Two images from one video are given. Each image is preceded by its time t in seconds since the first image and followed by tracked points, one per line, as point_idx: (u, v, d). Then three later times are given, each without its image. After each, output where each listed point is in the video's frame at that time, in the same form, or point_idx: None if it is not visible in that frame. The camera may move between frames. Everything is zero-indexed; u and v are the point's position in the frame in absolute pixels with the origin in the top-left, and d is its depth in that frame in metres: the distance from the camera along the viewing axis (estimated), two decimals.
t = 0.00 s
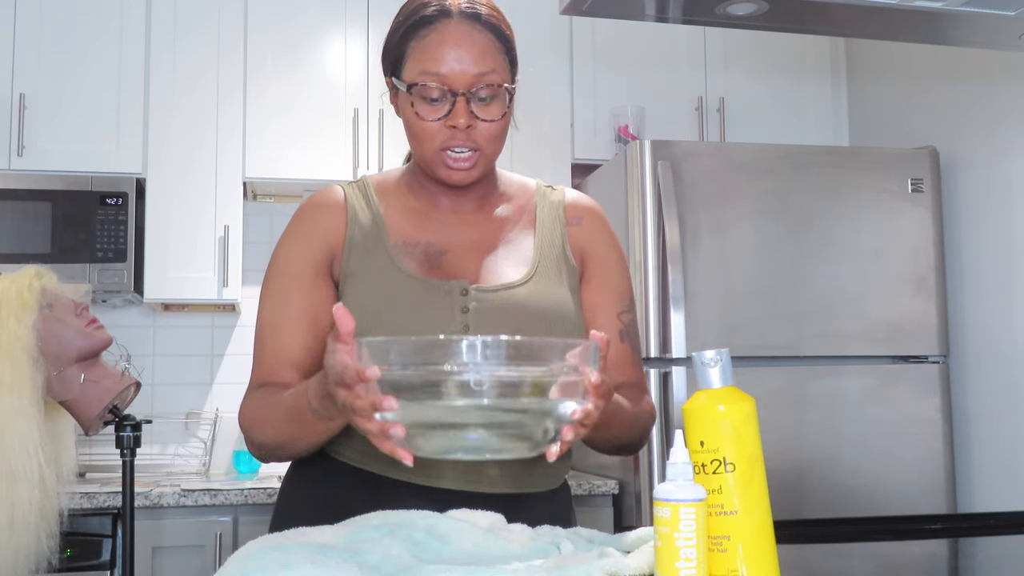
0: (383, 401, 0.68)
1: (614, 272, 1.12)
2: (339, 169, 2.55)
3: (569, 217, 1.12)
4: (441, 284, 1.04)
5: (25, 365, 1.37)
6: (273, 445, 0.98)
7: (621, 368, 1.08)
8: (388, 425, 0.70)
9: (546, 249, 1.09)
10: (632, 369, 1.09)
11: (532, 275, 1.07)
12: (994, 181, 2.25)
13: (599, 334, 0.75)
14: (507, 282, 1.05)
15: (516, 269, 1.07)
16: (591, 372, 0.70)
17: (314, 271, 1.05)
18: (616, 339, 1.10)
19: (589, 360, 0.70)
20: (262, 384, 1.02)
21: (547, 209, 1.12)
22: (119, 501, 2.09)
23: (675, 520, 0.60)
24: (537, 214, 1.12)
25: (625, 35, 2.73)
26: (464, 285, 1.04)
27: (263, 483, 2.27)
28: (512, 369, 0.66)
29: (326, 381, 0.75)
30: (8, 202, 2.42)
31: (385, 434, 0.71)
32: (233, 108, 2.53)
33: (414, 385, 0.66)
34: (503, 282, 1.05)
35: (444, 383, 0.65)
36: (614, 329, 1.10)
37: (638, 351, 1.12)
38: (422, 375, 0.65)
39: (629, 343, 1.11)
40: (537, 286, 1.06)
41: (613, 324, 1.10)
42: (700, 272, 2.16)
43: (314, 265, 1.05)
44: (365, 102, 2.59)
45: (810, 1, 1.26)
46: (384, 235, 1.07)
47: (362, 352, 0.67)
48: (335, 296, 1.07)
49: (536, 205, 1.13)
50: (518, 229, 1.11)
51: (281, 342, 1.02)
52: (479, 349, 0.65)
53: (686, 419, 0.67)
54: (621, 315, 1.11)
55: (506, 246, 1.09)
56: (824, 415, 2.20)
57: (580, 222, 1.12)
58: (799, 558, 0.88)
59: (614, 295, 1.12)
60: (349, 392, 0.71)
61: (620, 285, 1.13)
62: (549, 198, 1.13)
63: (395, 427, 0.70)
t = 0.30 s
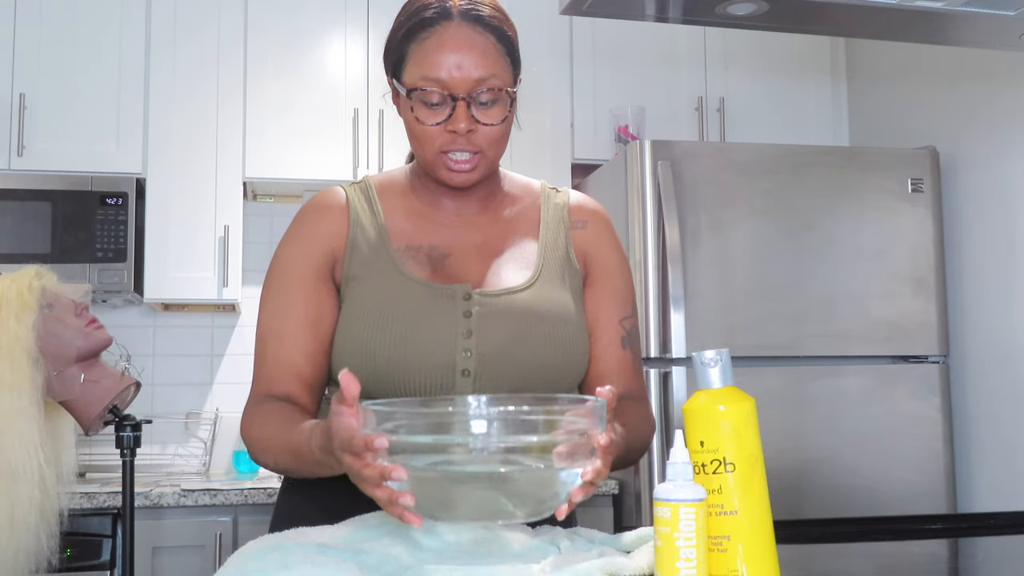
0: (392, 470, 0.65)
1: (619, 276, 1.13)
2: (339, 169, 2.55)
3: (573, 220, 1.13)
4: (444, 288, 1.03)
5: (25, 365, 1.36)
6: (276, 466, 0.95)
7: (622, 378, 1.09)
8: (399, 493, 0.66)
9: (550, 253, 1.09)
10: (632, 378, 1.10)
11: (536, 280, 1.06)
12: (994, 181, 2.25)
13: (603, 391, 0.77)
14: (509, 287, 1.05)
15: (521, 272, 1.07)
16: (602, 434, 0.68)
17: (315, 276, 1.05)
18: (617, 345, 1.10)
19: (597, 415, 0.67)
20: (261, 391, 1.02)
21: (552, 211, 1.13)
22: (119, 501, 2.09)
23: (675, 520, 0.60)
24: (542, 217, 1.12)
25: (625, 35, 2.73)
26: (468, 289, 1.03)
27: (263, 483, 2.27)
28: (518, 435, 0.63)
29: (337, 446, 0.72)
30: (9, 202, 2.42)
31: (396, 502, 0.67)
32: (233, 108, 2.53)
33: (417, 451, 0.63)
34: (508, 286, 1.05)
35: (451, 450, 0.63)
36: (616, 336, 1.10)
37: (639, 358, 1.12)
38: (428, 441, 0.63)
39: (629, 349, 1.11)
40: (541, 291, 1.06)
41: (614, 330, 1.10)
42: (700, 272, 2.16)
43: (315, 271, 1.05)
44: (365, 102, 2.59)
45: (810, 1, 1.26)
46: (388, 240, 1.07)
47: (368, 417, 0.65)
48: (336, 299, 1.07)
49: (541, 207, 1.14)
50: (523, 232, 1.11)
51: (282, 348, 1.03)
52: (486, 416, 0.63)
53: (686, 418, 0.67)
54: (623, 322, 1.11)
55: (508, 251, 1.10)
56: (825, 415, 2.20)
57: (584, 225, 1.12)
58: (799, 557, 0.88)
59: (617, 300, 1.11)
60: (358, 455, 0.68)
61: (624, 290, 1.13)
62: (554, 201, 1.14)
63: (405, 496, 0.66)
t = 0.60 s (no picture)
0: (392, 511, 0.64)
1: (623, 280, 1.13)
2: (339, 169, 2.55)
3: (577, 223, 1.12)
4: (446, 292, 1.03)
5: (25, 365, 1.34)
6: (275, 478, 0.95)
7: (623, 383, 1.10)
8: (398, 533, 0.65)
9: (553, 257, 1.09)
10: (633, 384, 1.10)
11: (539, 283, 1.06)
12: (994, 181, 2.25)
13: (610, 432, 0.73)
14: (511, 291, 1.04)
15: (523, 276, 1.07)
16: (603, 477, 0.67)
17: (316, 279, 1.05)
18: (617, 350, 1.10)
19: (596, 456, 0.65)
20: (261, 394, 1.02)
21: (556, 213, 1.13)
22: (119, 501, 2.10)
23: (675, 520, 0.60)
24: (546, 220, 1.12)
25: (625, 35, 2.73)
26: (470, 293, 1.03)
27: (263, 483, 2.27)
28: (521, 482, 0.62)
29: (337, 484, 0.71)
30: (9, 202, 2.42)
31: (395, 543, 0.65)
32: (233, 109, 2.53)
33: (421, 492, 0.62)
34: (511, 290, 1.05)
35: (454, 494, 0.61)
36: (617, 342, 1.11)
37: (640, 362, 1.12)
38: (432, 483, 0.61)
39: (630, 354, 1.11)
40: (543, 294, 1.06)
41: (616, 334, 1.11)
42: (700, 272, 2.16)
43: (316, 274, 1.05)
44: (365, 102, 2.59)
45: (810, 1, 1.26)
46: (390, 242, 1.07)
47: (368, 456, 0.65)
48: (337, 301, 1.07)
49: (544, 209, 1.14)
50: (526, 234, 1.11)
51: (282, 352, 1.03)
52: (488, 462, 0.62)
53: (686, 419, 0.67)
54: (625, 326, 1.11)
55: (509, 254, 1.10)
56: (825, 416, 2.20)
57: (588, 227, 1.12)
58: (800, 557, 0.88)
59: (619, 305, 1.12)
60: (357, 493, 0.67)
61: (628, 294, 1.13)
62: (559, 203, 1.14)
63: (404, 537, 0.65)
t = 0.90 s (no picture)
0: (390, 520, 0.64)
1: (623, 281, 1.13)
2: (339, 169, 2.55)
3: (578, 224, 1.12)
4: (447, 295, 1.03)
5: (25, 365, 1.34)
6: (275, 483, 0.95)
7: (623, 385, 1.10)
8: (396, 543, 0.65)
9: (553, 259, 1.09)
10: (632, 386, 1.10)
11: (539, 287, 1.06)
12: (994, 180, 2.25)
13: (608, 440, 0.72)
14: (511, 294, 1.04)
15: (524, 279, 1.07)
16: (602, 484, 0.68)
17: (316, 281, 1.05)
18: (618, 352, 1.11)
19: (596, 467, 0.67)
20: (260, 396, 1.02)
21: (557, 214, 1.13)
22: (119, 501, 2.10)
23: (675, 520, 0.60)
24: (547, 220, 1.12)
25: (625, 35, 2.73)
26: (470, 295, 1.03)
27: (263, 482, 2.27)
28: (521, 486, 0.63)
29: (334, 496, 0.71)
30: (9, 202, 2.42)
31: (393, 552, 0.66)
32: (233, 109, 2.53)
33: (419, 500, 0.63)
34: (511, 292, 1.05)
35: (453, 500, 0.62)
36: (617, 344, 1.11)
37: (640, 363, 1.12)
38: (432, 490, 0.63)
39: (631, 356, 1.11)
40: (544, 297, 1.05)
41: (617, 336, 1.11)
42: (700, 272, 2.16)
43: (315, 275, 1.05)
44: (365, 102, 2.59)
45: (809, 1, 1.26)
46: (390, 244, 1.07)
47: (367, 468, 0.66)
48: (337, 302, 1.07)
49: (545, 210, 1.14)
50: (526, 235, 1.11)
51: (281, 353, 1.03)
52: (488, 468, 0.63)
53: (686, 419, 0.67)
54: (626, 328, 1.12)
55: (509, 255, 1.10)
56: (825, 416, 2.20)
57: (588, 229, 1.12)
58: (800, 557, 0.88)
59: (620, 306, 1.12)
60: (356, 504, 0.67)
61: (628, 296, 1.13)
62: (560, 203, 1.14)
63: (402, 546, 0.65)
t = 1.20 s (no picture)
0: (386, 523, 0.65)
1: (623, 282, 1.13)
2: (339, 170, 2.55)
3: (579, 225, 1.12)
4: (447, 296, 1.03)
5: (25, 365, 1.33)
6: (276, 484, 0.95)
7: (623, 385, 1.10)
8: (391, 544, 0.66)
9: (554, 260, 1.09)
10: (633, 386, 1.11)
11: (539, 288, 1.06)
12: (994, 180, 2.25)
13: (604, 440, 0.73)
14: (511, 295, 1.04)
15: (524, 280, 1.07)
16: (597, 486, 0.68)
17: (315, 281, 1.05)
18: (618, 353, 1.11)
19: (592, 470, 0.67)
20: (259, 396, 1.03)
21: (558, 214, 1.13)
22: (119, 501, 2.10)
23: (675, 520, 0.60)
24: (547, 220, 1.12)
25: (624, 35, 2.73)
26: (470, 296, 1.03)
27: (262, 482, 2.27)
28: (517, 487, 0.63)
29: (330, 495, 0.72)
30: (8, 202, 2.42)
31: (390, 554, 0.66)
32: (233, 109, 2.53)
33: (416, 501, 0.63)
34: (511, 293, 1.05)
35: (448, 502, 0.62)
36: (617, 345, 1.11)
37: (641, 364, 1.12)
38: (427, 492, 0.63)
39: (631, 356, 1.11)
40: (544, 299, 1.05)
41: (618, 337, 1.11)
42: (701, 272, 2.16)
43: (314, 276, 1.05)
44: (365, 102, 2.59)
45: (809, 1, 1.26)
46: (391, 244, 1.07)
47: (363, 471, 0.66)
48: (337, 302, 1.07)
49: (545, 210, 1.14)
50: (527, 235, 1.11)
51: (281, 354, 1.03)
52: (483, 470, 0.62)
53: (686, 419, 0.67)
54: (627, 328, 1.12)
55: (509, 255, 1.10)
56: (825, 416, 2.20)
57: (589, 229, 1.12)
58: (800, 557, 0.88)
59: (621, 306, 1.12)
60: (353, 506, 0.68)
61: (628, 296, 1.13)
62: (560, 203, 1.14)
63: (398, 548, 0.66)
